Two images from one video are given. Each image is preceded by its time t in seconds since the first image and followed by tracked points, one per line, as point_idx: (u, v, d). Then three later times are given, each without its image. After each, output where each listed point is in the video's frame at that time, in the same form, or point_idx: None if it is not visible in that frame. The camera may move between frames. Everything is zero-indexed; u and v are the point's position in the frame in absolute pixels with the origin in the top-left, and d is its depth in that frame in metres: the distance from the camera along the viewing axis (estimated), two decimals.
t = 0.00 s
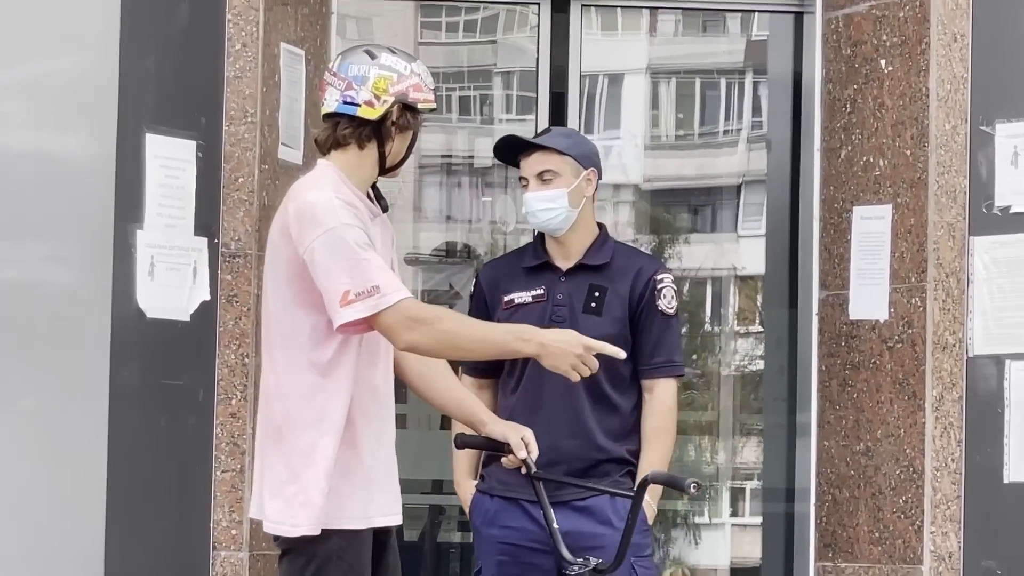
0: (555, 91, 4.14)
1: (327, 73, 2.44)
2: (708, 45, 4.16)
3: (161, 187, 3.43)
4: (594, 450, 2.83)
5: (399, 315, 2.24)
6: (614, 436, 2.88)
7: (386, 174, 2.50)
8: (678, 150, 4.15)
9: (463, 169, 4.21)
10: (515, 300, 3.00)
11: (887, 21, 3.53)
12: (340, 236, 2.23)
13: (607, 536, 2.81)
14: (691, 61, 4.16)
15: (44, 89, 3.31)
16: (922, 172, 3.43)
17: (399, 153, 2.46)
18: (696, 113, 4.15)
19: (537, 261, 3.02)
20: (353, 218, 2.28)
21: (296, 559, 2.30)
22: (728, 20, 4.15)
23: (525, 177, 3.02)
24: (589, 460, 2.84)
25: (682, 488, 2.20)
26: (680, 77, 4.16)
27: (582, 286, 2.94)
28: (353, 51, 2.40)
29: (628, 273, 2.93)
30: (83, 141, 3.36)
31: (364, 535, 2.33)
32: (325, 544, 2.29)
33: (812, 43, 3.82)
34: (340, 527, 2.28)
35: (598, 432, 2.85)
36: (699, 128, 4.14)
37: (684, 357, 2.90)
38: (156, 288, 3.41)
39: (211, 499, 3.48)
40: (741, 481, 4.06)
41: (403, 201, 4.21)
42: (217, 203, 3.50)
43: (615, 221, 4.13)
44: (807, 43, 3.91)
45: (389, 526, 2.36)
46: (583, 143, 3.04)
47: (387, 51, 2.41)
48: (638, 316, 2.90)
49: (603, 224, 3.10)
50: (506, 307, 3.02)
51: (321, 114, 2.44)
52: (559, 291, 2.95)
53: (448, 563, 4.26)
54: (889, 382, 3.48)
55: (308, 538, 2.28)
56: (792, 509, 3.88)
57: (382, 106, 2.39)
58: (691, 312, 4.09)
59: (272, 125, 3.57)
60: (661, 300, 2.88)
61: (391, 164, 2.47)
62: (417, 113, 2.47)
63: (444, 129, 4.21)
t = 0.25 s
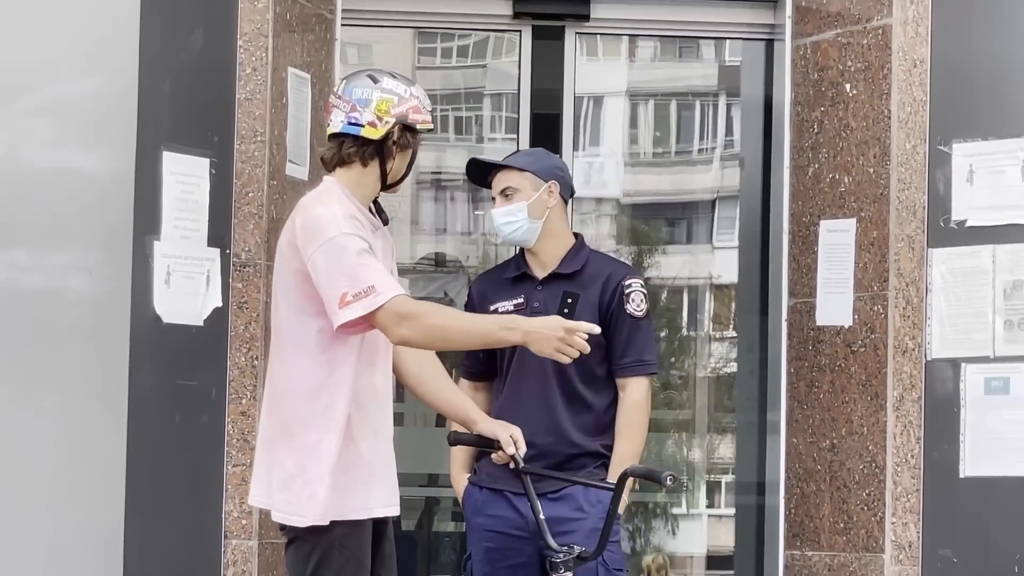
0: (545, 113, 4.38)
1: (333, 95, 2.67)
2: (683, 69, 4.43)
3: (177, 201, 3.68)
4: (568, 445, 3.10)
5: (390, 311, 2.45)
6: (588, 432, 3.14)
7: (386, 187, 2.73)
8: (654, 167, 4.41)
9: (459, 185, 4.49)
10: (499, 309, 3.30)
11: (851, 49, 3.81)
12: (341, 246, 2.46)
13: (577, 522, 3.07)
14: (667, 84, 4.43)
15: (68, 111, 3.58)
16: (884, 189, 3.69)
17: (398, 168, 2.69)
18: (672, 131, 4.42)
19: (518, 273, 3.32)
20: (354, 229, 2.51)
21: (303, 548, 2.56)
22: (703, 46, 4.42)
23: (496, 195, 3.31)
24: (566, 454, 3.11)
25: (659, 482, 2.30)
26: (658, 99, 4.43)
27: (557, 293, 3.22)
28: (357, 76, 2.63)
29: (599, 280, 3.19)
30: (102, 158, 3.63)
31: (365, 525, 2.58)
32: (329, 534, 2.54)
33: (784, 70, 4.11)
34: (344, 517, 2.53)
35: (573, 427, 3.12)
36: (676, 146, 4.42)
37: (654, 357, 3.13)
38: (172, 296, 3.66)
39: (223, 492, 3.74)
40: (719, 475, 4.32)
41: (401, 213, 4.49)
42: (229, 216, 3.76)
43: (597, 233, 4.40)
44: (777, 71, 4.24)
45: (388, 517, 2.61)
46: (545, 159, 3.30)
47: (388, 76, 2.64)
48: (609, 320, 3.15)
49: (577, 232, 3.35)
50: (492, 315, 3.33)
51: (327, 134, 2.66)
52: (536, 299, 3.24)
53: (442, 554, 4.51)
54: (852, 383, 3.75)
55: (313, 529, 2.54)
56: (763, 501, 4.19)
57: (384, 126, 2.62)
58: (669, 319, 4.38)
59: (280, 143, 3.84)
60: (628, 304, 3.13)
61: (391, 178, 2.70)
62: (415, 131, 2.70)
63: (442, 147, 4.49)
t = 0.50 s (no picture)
0: (541, 130, 4.67)
1: (337, 117, 2.86)
2: (662, 91, 4.74)
3: (193, 213, 3.95)
4: (557, 439, 3.39)
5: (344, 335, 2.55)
6: (577, 427, 3.42)
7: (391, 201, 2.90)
8: (635, 180, 4.72)
9: (455, 198, 4.78)
10: (500, 314, 3.60)
11: (820, 73, 4.13)
12: (336, 257, 2.61)
13: (564, 511, 3.36)
14: (648, 104, 4.74)
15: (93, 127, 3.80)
16: (850, 202, 3.98)
17: (399, 182, 2.86)
18: (652, 147, 4.72)
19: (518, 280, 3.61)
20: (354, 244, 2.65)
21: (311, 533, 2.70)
22: (681, 69, 4.74)
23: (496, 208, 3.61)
24: (555, 447, 3.39)
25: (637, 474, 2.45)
26: (638, 119, 4.73)
27: (549, 299, 3.49)
28: (360, 97, 2.81)
29: (587, 286, 3.46)
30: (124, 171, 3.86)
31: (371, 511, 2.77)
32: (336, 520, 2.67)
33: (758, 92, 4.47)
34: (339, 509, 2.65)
35: (563, 423, 3.40)
36: (655, 161, 4.72)
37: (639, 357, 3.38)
38: (188, 301, 3.94)
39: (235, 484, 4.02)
40: (699, 468, 4.62)
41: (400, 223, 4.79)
42: (241, 226, 4.06)
43: (582, 243, 4.71)
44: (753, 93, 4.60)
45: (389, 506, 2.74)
46: (542, 175, 3.59)
47: (389, 96, 2.83)
48: (595, 323, 3.42)
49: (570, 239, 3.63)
50: (495, 319, 3.63)
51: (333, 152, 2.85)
52: (531, 304, 3.50)
53: (438, 544, 4.79)
54: (820, 381, 4.07)
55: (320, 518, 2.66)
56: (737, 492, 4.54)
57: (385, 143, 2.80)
58: (651, 322, 4.69)
59: (288, 160, 4.13)
60: (613, 308, 3.39)
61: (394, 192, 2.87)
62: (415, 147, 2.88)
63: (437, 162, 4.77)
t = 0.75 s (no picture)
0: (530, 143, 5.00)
1: (341, 128, 3.05)
2: (649, 104, 4.99)
3: (204, 218, 4.16)
4: (561, 433, 3.61)
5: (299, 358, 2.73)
6: (582, 422, 3.62)
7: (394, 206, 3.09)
8: (622, 188, 5.00)
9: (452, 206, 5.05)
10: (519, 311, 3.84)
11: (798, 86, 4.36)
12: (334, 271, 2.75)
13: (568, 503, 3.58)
14: (635, 116, 5.00)
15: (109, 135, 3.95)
16: (825, 209, 4.22)
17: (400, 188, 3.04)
18: (638, 158, 5.00)
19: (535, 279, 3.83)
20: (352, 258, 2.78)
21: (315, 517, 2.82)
22: (666, 83, 4.99)
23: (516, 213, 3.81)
24: (560, 442, 3.62)
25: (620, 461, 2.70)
26: (625, 131, 4.99)
27: (557, 300, 3.69)
28: (360, 109, 3.00)
29: (592, 290, 3.63)
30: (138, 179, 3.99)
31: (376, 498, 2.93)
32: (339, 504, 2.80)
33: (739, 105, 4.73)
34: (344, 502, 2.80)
35: (566, 418, 3.62)
36: (642, 171, 4.99)
37: (642, 359, 3.53)
38: (200, 301, 4.14)
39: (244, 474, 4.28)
40: (685, 460, 4.92)
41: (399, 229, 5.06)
42: (250, 232, 4.31)
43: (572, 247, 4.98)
44: (732, 106, 4.84)
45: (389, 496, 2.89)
46: (562, 185, 3.80)
47: (388, 107, 3.01)
48: (600, 325, 3.59)
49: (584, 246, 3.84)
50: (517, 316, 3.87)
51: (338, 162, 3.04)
52: (541, 305, 3.72)
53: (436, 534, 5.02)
54: (796, 378, 4.30)
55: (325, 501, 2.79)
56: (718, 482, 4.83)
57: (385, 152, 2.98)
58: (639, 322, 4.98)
59: (293, 169, 4.37)
60: (614, 312, 3.54)
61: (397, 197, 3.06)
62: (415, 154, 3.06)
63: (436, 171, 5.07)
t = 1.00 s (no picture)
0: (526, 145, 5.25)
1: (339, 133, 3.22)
2: (639, 111, 5.17)
3: (211, 219, 4.31)
4: (564, 428, 3.79)
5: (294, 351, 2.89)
6: (584, 418, 3.80)
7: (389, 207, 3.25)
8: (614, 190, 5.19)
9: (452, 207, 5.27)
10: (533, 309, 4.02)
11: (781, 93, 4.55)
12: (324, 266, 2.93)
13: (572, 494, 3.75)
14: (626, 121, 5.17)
15: (119, 139, 4.11)
16: (807, 210, 4.41)
17: (394, 190, 3.20)
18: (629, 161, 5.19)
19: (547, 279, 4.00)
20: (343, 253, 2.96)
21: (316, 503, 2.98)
22: (655, 90, 5.17)
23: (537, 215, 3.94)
24: (563, 436, 3.80)
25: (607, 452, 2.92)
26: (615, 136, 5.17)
27: (564, 300, 3.86)
28: (355, 115, 3.16)
29: (596, 292, 3.78)
30: (147, 182, 4.13)
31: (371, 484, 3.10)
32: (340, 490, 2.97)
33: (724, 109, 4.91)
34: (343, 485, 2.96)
35: (570, 414, 3.80)
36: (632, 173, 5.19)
37: (642, 360, 3.67)
38: (206, 298, 4.29)
39: (249, 465, 4.44)
40: (675, 451, 5.11)
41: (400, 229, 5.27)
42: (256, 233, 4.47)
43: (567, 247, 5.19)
44: (719, 111, 5.01)
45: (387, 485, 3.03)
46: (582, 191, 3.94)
47: (383, 113, 3.17)
48: (603, 326, 3.74)
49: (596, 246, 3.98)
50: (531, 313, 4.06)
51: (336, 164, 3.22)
52: (550, 304, 3.90)
53: (434, 525, 5.19)
54: (780, 372, 4.50)
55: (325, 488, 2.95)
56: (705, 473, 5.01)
57: (379, 155, 3.15)
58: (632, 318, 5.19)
59: (298, 172, 4.55)
60: (614, 315, 3.69)
61: (391, 199, 3.21)
62: (409, 158, 3.22)
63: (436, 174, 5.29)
